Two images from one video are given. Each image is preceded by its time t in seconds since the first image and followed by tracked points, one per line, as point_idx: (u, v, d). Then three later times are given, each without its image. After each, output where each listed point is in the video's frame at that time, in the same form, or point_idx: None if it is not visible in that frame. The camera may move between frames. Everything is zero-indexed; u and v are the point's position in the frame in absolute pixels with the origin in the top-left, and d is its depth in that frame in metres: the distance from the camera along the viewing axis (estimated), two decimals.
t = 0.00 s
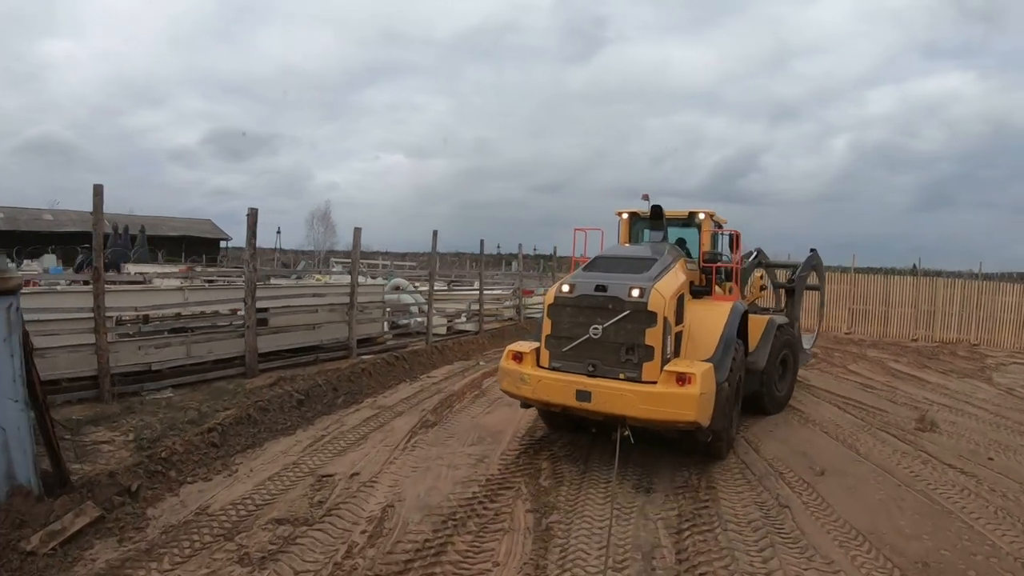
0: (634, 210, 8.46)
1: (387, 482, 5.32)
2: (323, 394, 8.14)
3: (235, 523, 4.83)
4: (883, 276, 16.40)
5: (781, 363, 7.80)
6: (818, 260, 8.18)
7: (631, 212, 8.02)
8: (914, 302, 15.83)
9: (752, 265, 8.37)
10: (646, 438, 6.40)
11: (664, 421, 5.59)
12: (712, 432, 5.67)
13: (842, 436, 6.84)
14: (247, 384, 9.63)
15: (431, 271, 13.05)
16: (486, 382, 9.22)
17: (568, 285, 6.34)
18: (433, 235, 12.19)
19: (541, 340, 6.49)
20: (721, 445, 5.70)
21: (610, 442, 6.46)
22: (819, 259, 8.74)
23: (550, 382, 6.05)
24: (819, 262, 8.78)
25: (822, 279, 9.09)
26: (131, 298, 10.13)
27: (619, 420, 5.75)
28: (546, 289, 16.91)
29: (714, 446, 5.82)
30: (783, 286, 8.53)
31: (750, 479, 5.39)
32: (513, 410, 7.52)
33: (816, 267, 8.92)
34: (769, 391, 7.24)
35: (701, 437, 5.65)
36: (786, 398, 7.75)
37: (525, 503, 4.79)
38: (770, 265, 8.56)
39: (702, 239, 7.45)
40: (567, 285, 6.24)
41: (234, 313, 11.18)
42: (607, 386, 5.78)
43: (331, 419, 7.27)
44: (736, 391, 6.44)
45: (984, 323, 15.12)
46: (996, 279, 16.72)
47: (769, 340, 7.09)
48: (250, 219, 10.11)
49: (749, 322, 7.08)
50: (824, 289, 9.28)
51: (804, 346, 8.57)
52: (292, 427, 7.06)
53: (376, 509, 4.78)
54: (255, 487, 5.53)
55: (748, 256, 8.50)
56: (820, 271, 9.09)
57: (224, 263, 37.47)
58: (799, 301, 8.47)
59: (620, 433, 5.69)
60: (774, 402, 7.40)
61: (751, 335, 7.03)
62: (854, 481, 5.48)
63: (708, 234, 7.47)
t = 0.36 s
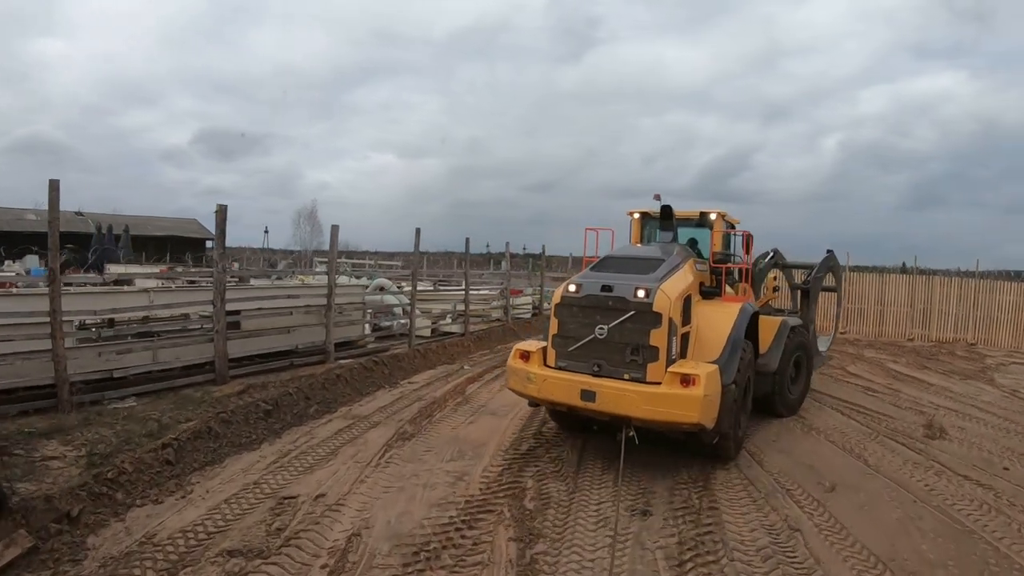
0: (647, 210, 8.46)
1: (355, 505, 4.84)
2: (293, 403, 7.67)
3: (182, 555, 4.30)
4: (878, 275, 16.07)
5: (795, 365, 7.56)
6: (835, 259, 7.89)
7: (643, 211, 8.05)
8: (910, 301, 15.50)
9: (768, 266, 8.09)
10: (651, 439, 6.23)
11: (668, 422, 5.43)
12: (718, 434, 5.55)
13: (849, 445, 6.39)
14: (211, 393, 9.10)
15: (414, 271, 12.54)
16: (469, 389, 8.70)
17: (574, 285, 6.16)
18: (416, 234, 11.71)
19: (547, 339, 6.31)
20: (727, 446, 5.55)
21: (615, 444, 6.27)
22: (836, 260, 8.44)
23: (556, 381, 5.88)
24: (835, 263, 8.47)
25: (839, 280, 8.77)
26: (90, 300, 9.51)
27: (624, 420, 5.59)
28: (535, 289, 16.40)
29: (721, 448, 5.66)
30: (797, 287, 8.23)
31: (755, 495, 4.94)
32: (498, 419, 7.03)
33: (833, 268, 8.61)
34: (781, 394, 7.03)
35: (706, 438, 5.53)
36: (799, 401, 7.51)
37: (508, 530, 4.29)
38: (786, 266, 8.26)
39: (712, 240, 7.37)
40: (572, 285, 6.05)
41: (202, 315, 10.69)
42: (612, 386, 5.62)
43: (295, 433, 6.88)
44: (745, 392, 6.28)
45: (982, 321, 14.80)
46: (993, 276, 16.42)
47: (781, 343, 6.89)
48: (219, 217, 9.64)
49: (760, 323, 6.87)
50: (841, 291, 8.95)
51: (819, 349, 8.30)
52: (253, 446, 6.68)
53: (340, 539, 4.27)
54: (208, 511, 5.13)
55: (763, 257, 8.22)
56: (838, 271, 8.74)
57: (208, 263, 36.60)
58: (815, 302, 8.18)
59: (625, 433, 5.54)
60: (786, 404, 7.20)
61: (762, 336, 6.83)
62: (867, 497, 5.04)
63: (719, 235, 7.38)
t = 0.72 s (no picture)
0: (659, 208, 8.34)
1: (313, 532, 4.47)
2: (257, 412, 7.39)
3: None
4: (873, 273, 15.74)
5: (808, 368, 7.38)
6: (853, 260, 7.61)
7: (654, 211, 7.93)
8: (905, 300, 15.19)
9: (786, 266, 7.85)
10: (655, 438, 6.09)
11: (669, 422, 5.31)
12: (722, 435, 5.43)
13: (856, 456, 5.95)
14: (174, 401, 8.58)
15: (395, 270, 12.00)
16: (451, 395, 8.21)
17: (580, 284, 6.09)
18: (397, 231, 11.23)
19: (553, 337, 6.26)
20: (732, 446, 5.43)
21: (617, 444, 6.13)
22: (854, 262, 8.15)
23: (559, 379, 5.85)
24: (854, 265, 8.18)
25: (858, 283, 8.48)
26: (44, 304, 8.86)
27: (626, 419, 5.52)
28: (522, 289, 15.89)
29: (727, 449, 5.53)
30: (815, 288, 7.98)
31: (759, 517, 4.48)
32: (480, 429, 6.58)
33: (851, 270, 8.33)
34: (793, 396, 6.88)
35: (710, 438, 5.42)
36: (812, 403, 7.34)
37: (483, 562, 3.82)
38: (804, 267, 8.00)
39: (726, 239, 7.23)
40: (578, 284, 5.97)
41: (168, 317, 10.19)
42: (613, 384, 5.53)
43: (250, 447, 6.68)
44: (755, 394, 6.15)
45: (977, 320, 14.51)
46: (987, 274, 16.13)
47: (793, 345, 6.72)
48: (183, 212, 9.44)
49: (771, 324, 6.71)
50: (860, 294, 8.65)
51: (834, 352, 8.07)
52: (210, 460, 6.43)
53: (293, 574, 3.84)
54: (151, 538, 4.76)
55: (781, 257, 7.97)
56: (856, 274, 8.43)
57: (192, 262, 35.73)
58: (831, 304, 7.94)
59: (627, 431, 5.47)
60: (798, 407, 7.04)
61: (773, 337, 6.69)
62: (879, 517, 4.61)
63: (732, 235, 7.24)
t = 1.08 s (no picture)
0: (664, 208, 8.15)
1: (259, 568, 4.00)
2: (213, 426, 7.07)
3: None
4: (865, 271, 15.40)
5: (818, 369, 7.15)
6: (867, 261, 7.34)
7: (661, 210, 7.74)
8: (898, 298, 14.86)
9: (798, 267, 7.60)
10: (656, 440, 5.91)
11: (667, 422, 5.13)
12: (722, 435, 5.28)
13: (859, 468, 5.51)
14: (129, 412, 8.03)
15: (371, 267, 11.13)
16: (426, 402, 7.70)
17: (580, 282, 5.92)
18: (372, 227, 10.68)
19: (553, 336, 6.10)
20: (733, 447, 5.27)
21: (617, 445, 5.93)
22: (867, 262, 7.88)
23: (558, 378, 5.70)
24: (866, 265, 7.92)
25: (872, 284, 8.21)
26: None
27: (626, 418, 5.36)
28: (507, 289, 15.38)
29: (727, 449, 5.39)
30: (827, 288, 7.78)
31: (761, 545, 4.00)
32: (454, 441, 6.14)
33: (864, 270, 8.05)
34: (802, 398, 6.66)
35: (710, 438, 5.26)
36: (822, 405, 7.10)
37: None
38: (818, 268, 7.74)
39: (730, 238, 6.97)
40: (578, 283, 5.82)
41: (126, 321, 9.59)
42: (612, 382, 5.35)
43: (202, 464, 6.40)
44: (761, 396, 5.98)
45: (970, 319, 14.21)
46: (980, 271, 15.83)
47: (802, 347, 6.52)
48: (141, 209, 8.93)
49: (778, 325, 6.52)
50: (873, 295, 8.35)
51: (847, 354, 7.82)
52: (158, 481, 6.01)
53: None
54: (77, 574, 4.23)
55: (792, 258, 7.74)
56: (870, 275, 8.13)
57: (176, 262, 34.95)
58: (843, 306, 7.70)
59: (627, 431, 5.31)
60: (807, 409, 6.82)
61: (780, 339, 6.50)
62: (891, 542, 4.16)
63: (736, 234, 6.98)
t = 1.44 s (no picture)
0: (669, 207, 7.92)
1: None
2: (166, 438, 6.66)
3: None
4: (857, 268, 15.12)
5: (830, 369, 6.93)
6: (882, 259, 7.10)
7: (668, 209, 7.49)
8: (890, 297, 14.60)
9: (813, 265, 7.38)
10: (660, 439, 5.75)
11: (672, 421, 5.00)
12: (728, 434, 5.14)
13: (863, 479, 5.10)
14: (83, 421, 7.50)
15: (347, 267, 10.16)
16: (401, 410, 7.21)
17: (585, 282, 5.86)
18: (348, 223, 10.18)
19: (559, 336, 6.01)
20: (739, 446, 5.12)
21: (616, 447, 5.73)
22: (882, 261, 7.62)
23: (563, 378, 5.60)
24: (882, 264, 7.66)
25: (887, 284, 7.94)
26: None
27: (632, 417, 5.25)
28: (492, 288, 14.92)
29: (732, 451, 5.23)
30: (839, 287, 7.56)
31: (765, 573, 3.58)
32: (428, 454, 5.71)
33: (879, 270, 7.79)
34: (812, 397, 6.46)
35: (716, 437, 5.14)
36: (833, 406, 6.88)
37: None
38: (831, 267, 7.56)
39: (738, 237, 6.65)
40: (583, 281, 5.74)
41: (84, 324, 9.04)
42: (617, 381, 5.24)
43: (152, 481, 5.95)
44: (769, 396, 5.81)
45: (963, 316, 13.96)
46: (972, 269, 15.60)
47: (812, 345, 6.34)
48: (95, 205, 8.38)
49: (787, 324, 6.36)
50: (888, 296, 8.07)
51: (861, 355, 7.57)
52: (105, 500, 5.52)
53: None
54: None
55: (807, 257, 7.52)
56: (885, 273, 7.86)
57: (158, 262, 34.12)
58: (857, 306, 7.46)
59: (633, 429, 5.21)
60: (818, 409, 6.61)
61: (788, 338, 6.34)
62: (906, 566, 3.76)
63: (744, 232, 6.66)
